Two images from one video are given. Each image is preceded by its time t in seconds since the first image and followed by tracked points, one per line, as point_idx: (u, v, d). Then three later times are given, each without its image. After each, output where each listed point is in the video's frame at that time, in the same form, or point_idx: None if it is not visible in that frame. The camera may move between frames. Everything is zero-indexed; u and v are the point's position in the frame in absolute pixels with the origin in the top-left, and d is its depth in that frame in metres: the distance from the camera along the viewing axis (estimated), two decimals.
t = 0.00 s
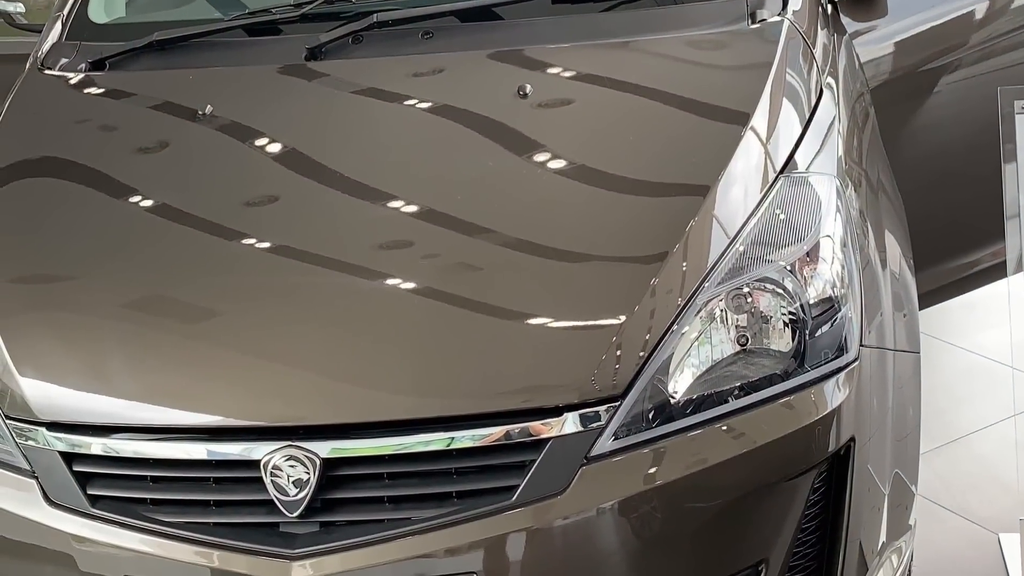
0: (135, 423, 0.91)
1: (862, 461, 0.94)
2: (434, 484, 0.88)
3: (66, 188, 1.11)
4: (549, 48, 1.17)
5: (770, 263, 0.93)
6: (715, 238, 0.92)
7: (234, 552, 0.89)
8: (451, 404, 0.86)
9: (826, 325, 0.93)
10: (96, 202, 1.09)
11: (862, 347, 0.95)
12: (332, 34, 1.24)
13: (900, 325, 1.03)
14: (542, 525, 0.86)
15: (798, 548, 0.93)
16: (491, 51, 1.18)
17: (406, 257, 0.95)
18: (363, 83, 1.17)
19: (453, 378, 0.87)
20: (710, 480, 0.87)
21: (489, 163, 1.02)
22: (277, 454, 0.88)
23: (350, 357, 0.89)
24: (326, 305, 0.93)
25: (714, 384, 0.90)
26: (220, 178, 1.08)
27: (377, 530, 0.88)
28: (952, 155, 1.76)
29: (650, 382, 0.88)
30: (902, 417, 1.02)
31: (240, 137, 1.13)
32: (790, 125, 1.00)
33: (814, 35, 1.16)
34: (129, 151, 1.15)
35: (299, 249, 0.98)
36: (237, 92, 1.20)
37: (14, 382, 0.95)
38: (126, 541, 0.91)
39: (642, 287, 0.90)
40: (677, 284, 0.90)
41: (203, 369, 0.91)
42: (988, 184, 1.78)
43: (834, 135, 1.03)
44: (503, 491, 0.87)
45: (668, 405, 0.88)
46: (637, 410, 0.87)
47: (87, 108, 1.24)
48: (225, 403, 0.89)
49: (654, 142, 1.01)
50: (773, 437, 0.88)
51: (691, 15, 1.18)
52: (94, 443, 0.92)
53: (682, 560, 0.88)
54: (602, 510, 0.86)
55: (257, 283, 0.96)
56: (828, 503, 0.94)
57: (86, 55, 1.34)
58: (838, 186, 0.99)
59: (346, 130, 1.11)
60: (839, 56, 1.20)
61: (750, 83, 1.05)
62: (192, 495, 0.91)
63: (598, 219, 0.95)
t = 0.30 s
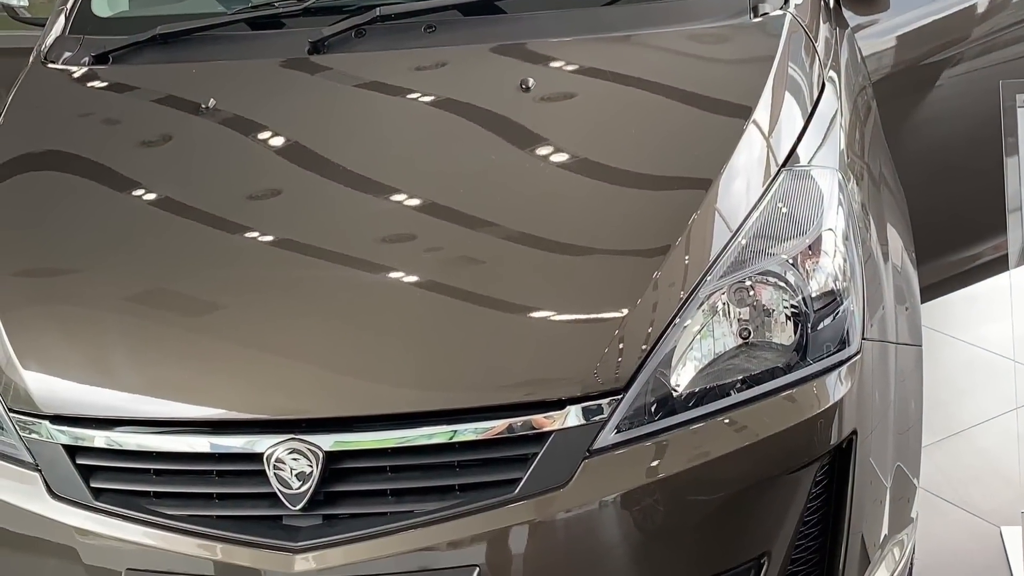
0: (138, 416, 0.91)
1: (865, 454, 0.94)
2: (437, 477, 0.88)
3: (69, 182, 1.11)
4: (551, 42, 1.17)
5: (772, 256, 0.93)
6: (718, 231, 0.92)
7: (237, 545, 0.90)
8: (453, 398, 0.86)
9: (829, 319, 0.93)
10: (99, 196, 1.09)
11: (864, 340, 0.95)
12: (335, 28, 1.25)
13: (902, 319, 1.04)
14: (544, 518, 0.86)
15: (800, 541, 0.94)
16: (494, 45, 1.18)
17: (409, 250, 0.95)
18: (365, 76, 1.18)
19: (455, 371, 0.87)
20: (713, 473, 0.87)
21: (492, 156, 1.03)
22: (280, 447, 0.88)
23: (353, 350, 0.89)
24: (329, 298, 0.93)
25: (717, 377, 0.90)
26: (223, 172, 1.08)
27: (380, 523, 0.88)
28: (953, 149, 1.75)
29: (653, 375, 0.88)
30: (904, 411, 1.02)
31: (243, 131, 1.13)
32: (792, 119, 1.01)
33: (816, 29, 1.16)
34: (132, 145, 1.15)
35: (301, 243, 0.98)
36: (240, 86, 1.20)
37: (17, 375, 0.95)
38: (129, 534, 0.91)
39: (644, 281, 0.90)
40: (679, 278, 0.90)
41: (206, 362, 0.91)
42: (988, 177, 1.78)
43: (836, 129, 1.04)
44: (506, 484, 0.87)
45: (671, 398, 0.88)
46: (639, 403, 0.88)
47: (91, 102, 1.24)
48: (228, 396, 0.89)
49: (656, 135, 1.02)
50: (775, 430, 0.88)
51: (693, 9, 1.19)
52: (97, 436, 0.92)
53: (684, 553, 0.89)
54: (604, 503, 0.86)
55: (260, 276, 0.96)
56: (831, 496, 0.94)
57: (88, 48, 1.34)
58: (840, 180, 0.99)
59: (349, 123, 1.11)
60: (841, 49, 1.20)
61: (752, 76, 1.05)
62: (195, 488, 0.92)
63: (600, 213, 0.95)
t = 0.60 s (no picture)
0: (141, 409, 0.91)
1: (867, 447, 0.94)
2: (440, 470, 0.88)
3: (72, 175, 1.12)
4: (554, 36, 1.17)
5: (775, 250, 0.93)
6: (720, 225, 0.92)
7: (240, 538, 0.90)
8: (456, 391, 0.86)
9: (831, 312, 0.93)
10: (102, 190, 1.09)
11: (866, 333, 0.95)
12: (337, 22, 1.24)
13: (904, 312, 1.04)
14: (547, 511, 0.86)
15: (802, 533, 0.94)
16: (497, 38, 1.19)
17: (411, 244, 0.95)
18: (368, 70, 1.18)
19: (458, 364, 0.87)
20: (715, 466, 0.87)
21: (495, 150, 1.03)
22: (282, 440, 0.88)
23: (356, 343, 0.89)
24: (332, 291, 0.93)
25: (719, 370, 0.90)
26: (226, 165, 1.08)
27: (383, 516, 0.88)
28: (954, 143, 1.74)
29: (655, 368, 0.88)
30: (906, 404, 1.02)
31: (247, 124, 1.14)
32: (794, 112, 1.01)
33: (818, 23, 1.16)
34: (135, 139, 1.15)
35: (304, 236, 0.98)
36: (243, 79, 1.21)
37: (20, 369, 0.95)
38: (133, 527, 0.92)
39: (647, 274, 0.90)
40: (682, 271, 0.90)
41: (209, 355, 0.91)
42: (989, 171, 1.77)
43: (838, 122, 1.04)
44: (508, 477, 0.88)
45: (673, 391, 0.89)
46: (641, 396, 0.88)
47: (94, 96, 1.24)
48: (231, 389, 0.89)
49: (659, 128, 1.02)
50: (777, 423, 0.89)
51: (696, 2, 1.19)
52: (100, 429, 0.93)
53: (688, 546, 0.89)
54: (607, 496, 0.86)
55: (262, 269, 0.96)
56: (833, 489, 0.94)
57: (91, 42, 1.34)
58: (842, 173, 0.99)
59: (352, 117, 1.11)
60: (843, 42, 1.20)
61: (754, 70, 1.05)
62: (198, 480, 0.92)
63: (602, 206, 0.96)
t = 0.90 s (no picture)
0: (145, 402, 0.91)
1: (869, 441, 0.95)
2: (443, 463, 0.88)
3: (75, 169, 1.12)
4: (557, 30, 1.18)
5: (777, 243, 0.93)
6: (722, 218, 0.93)
7: (244, 531, 0.91)
8: (459, 384, 0.86)
9: (833, 305, 0.93)
10: (105, 184, 1.09)
11: (868, 327, 0.95)
12: (340, 15, 1.25)
13: (906, 306, 1.04)
14: (549, 504, 0.87)
15: (804, 527, 0.94)
16: (499, 32, 1.19)
17: (414, 237, 0.95)
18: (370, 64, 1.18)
19: (461, 357, 0.87)
20: (717, 459, 0.87)
21: (497, 143, 1.03)
22: (285, 433, 0.88)
23: (359, 336, 0.89)
24: (335, 284, 0.93)
25: (721, 363, 0.90)
26: (229, 159, 1.09)
27: (386, 509, 0.89)
28: (958, 137, 1.67)
29: (658, 361, 0.88)
30: (908, 397, 1.03)
31: (250, 118, 1.14)
32: (796, 106, 1.01)
33: (820, 17, 1.16)
34: (138, 133, 1.15)
35: (307, 230, 0.98)
36: (245, 73, 1.21)
37: (24, 362, 0.95)
38: (136, 519, 0.92)
39: (649, 267, 0.90)
40: (684, 264, 0.90)
41: (212, 349, 0.91)
42: (991, 164, 1.72)
43: (840, 115, 1.04)
44: (511, 470, 0.88)
45: (675, 384, 0.89)
46: (643, 389, 0.88)
47: (97, 90, 1.24)
48: (234, 383, 0.89)
49: (661, 122, 1.02)
50: (780, 416, 0.89)
51: None
52: (104, 422, 0.93)
53: (690, 539, 0.89)
54: (609, 489, 0.86)
55: (265, 263, 0.96)
56: (836, 483, 0.94)
57: (94, 36, 1.35)
58: (844, 167, 0.99)
59: (354, 111, 1.11)
60: (846, 36, 1.20)
61: (756, 64, 1.06)
62: (202, 474, 0.92)
63: (605, 200, 0.96)
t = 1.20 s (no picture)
0: (148, 395, 0.91)
1: (871, 434, 0.95)
2: (446, 456, 0.88)
3: (78, 162, 1.12)
4: (560, 23, 1.18)
5: (779, 236, 0.93)
6: (724, 211, 0.93)
7: (247, 524, 0.91)
8: (462, 377, 0.86)
9: (835, 298, 0.93)
10: (107, 177, 1.09)
11: (870, 320, 0.95)
12: (343, 9, 1.25)
13: (908, 299, 1.04)
14: (552, 497, 0.87)
15: (806, 519, 0.94)
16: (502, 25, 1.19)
17: (416, 231, 0.96)
18: (373, 57, 1.18)
19: (463, 350, 0.87)
20: (720, 451, 0.88)
21: (500, 137, 1.03)
22: (289, 426, 0.88)
23: (361, 329, 0.89)
24: (338, 278, 0.93)
25: (724, 357, 0.90)
26: (232, 152, 1.09)
27: (389, 502, 0.89)
28: (960, 129, 1.66)
29: (660, 354, 0.88)
30: (910, 390, 1.03)
31: (253, 112, 1.14)
32: (798, 100, 1.01)
33: (822, 11, 1.16)
34: (141, 126, 1.15)
35: (310, 223, 0.99)
36: (248, 67, 1.21)
37: (27, 355, 0.95)
38: (140, 512, 0.92)
39: (652, 261, 0.90)
40: (686, 258, 0.90)
41: (215, 342, 0.91)
42: (994, 157, 1.72)
43: (842, 109, 1.04)
44: (514, 463, 0.88)
45: (678, 377, 0.89)
46: (646, 382, 0.88)
47: (101, 83, 1.25)
48: (236, 376, 0.89)
49: (664, 115, 1.02)
50: (782, 409, 0.89)
51: None
52: (107, 415, 0.93)
53: (692, 532, 0.89)
54: (612, 482, 0.86)
55: (268, 256, 0.96)
56: (838, 476, 0.94)
57: (97, 29, 1.35)
58: (846, 160, 0.99)
59: (357, 104, 1.12)
60: (849, 30, 1.21)
61: (758, 57, 1.06)
62: (205, 467, 0.92)
63: (607, 194, 0.96)
